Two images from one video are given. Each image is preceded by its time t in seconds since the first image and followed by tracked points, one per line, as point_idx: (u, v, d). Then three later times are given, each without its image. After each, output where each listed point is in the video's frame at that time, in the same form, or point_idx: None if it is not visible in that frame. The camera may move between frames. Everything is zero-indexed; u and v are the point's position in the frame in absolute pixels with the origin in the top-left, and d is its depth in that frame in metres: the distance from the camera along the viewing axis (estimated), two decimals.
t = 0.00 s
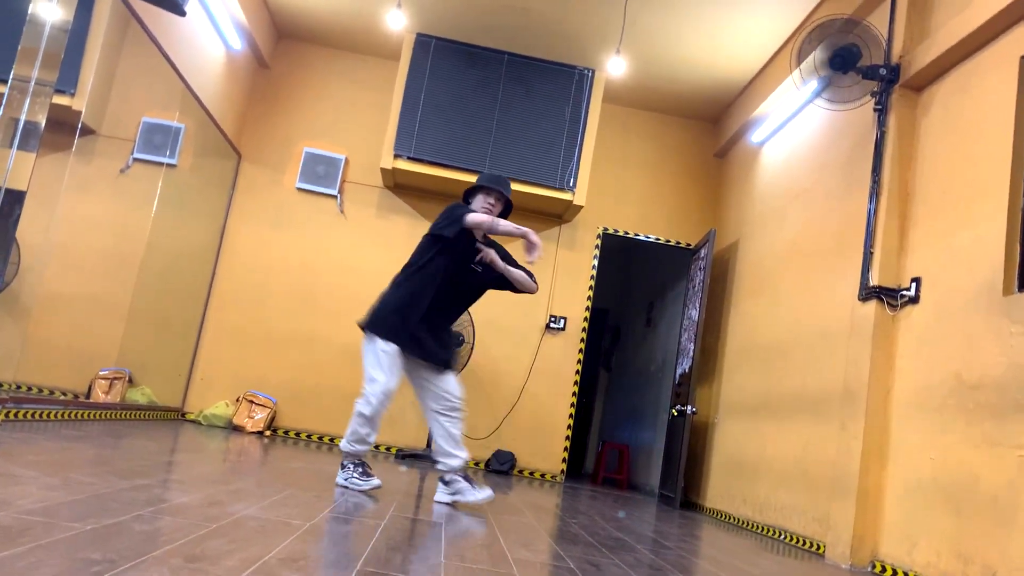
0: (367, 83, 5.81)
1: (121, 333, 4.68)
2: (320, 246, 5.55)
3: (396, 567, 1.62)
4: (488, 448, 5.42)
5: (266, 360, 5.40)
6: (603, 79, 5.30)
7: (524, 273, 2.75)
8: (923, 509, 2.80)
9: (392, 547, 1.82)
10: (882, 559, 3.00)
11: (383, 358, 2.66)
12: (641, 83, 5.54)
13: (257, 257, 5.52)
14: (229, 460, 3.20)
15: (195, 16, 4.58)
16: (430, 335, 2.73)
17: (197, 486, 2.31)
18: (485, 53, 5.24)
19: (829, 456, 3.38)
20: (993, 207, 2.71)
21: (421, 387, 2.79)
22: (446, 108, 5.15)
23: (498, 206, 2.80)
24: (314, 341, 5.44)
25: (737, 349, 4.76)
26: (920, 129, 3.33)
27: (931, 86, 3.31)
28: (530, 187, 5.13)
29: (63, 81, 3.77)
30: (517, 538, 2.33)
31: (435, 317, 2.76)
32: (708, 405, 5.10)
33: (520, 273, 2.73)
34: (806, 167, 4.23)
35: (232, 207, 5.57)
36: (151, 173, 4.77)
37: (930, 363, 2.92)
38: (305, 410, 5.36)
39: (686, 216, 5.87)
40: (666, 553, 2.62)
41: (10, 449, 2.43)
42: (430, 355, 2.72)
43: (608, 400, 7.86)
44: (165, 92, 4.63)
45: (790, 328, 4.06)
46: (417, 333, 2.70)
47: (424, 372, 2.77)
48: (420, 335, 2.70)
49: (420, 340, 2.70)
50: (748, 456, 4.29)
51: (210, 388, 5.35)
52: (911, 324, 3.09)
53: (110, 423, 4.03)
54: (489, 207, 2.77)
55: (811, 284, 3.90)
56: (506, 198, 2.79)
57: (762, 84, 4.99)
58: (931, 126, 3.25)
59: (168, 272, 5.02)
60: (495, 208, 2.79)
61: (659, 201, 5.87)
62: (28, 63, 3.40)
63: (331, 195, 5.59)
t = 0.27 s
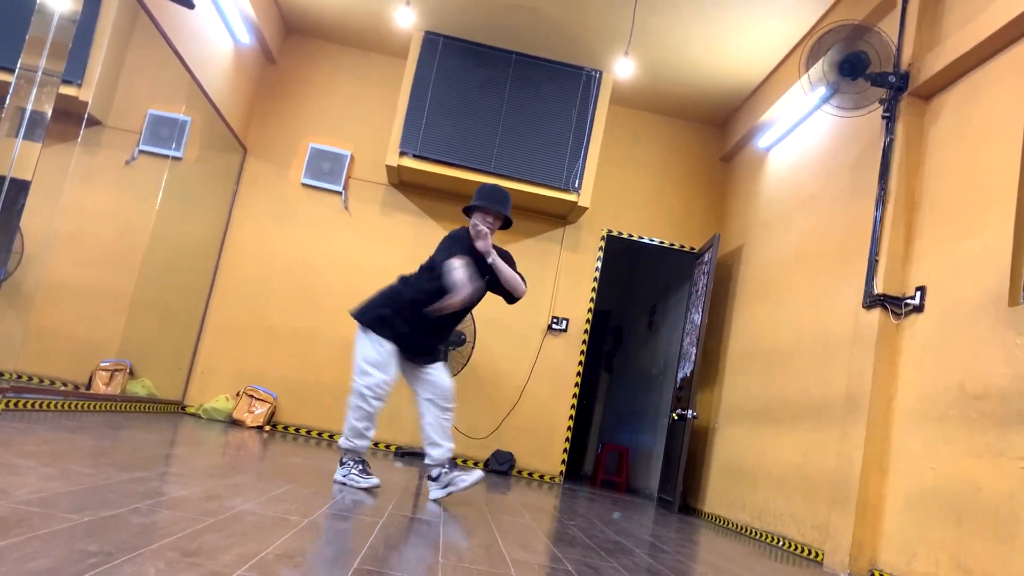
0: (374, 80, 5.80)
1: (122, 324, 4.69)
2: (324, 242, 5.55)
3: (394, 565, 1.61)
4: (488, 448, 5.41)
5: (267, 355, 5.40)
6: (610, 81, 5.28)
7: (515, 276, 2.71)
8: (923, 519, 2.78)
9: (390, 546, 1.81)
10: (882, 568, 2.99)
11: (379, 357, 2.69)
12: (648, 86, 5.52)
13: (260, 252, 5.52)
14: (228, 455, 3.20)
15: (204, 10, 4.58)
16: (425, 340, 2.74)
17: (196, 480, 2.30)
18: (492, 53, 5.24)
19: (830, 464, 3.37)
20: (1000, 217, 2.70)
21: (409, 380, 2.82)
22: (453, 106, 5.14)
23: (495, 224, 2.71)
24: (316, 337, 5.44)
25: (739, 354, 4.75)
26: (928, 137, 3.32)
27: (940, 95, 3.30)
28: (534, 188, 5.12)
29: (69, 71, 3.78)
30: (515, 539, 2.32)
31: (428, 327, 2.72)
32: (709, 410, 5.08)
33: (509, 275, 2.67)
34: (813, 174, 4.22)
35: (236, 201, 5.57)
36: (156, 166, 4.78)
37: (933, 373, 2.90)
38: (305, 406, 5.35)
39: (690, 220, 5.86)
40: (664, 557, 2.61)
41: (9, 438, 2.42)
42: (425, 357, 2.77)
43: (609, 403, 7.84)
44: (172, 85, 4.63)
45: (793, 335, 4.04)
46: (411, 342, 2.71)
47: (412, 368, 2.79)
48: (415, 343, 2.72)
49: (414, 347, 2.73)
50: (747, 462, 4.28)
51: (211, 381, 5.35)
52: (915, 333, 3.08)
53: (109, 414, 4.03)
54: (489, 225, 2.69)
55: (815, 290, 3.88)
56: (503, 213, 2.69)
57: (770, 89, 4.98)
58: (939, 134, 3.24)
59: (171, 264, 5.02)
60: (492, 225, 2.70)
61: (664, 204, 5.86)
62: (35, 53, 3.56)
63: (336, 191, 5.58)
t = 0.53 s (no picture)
0: (382, 78, 5.80)
1: (125, 316, 4.69)
2: (328, 238, 5.55)
3: (393, 562, 1.61)
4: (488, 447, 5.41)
5: (269, 350, 5.40)
6: (618, 82, 5.27)
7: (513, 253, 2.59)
8: (924, 527, 2.77)
9: (389, 543, 1.81)
10: None
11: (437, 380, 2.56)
12: (656, 87, 5.51)
13: (264, 246, 5.52)
14: (229, 449, 3.19)
15: (212, 3, 4.58)
16: (474, 348, 2.64)
17: (196, 474, 2.30)
18: (501, 52, 5.23)
19: (831, 470, 3.36)
20: (1008, 225, 2.68)
21: (473, 397, 2.75)
22: (460, 104, 5.14)
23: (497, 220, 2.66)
24: (318, 332, 5.44)
25: (742, 358, 4.73)
26: (936, 145, 3.31)
27: (949, 102, 3.28)
28: (540, 187, 5.11)
29: (78, 63, 3.78)
30: (516, 540, 2.31)
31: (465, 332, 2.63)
32: (710, 414, 5.07)
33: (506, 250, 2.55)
34: (820, 179, 4.20)
35: (241, 195, 5.58)
36: (162, 158, 4.78)
37: (937, 380, 2.89)
38: (307, 402, 5.35)
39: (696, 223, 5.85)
40: (663, 560, 2.61)
41: (12, 429, 2.43)
42: (481, 367, 2.65)
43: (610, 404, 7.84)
44: (180, 78, 4.64)
45: (796, 340, 4.03)
46: (460, 350, 2.61)
47: (478, 384, 2.69)
48: (465, 352, 2.61)
49: (466, 357, 2.62)
50: (748, 466, 4.27)
51: (213, 375, 5.35)
52: (919, 340, 3.07)
53: (111, 406, 4.04)
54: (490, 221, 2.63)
55: (819, 296, 3.87)
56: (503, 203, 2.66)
57: (778, 93, 4.96)
58: (948, 141, 3.22)
59: (175, 257, 5.03)
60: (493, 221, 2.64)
61: (670, 207, 5.85)
62: (44, 43, 3.63)
63: (341, 187, 5.58)
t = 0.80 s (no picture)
0: (391, 76, 5.81)
1: (130, 309, 4.71)
2: (334, 235, 5.55)
3: (393, 561, 1.60)
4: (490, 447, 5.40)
5: (274, 345, 5.41)
6: (628, 84, 5.26)
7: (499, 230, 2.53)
8: (926, 537, 2.75)
9: (389, 542, 1.80)
10: None
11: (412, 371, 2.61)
12: (665, 91, 5.51)
13: (270, 242, 5.53)
14: (232, 444, 3.20)
15: None
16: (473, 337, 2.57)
17: (198, 469, 2.30)
18: (511, 53, 5.23)
19: (834, 478, 3.34)
20: (1017, 235, 2.66)
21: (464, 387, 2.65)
22: (469, 104, 5.14)
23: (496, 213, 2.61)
24: (323, 329, 5.45)
25: (747, 363, 4.72)
26: (946, 153, 3.29)
27: (960, 110, 3.26)
28: (546, 188, 5.10)
29: (89, 56, 3.80)
30: (516, 541, 2.31)
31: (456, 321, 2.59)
32: (714, 418, 5.06)
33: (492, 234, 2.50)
34: (828, 185, 4.19)
35: (249, 191, 5.59)
36: (170, 153, 4.80)
37: (943, 390, 2.87)
38: (310, 398, 5.36)
39: (703, 227, 5.83)
40: (664, 564, 2.60)
41: (16, 419, 2.43)
42: (478, 352, 2.56)
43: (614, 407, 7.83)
44: (190, 73, 4.65)
45: (801, 346, 4.02)
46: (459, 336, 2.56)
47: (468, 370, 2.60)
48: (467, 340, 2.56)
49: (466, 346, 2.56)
50: (751, 472, 4.25)
51: (217, 370, 5.36)
52: (926, 348, 3.05)
53: (115, 399, 4.05)
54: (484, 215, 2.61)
55: (826, 302, 3.85)
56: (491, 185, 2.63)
57: (788, 98, 4.95)
58: (959, 149, 3.20)
59: (181, 251, 5.04)
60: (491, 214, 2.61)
61: (677, 210, 5.83)
62: (54, 36, 3.64)
63: (348, 185, 5.59)
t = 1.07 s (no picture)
0: (401, 76, 5.81)
1: (136, 304, 4.72)
2: (340, 234, 5.56)
3: (395, 560, 1.61)
4: (493, 448, 5.39)
5: (279, 343, 5.42)
6: (636, 87, 5.26)
7: (468, 271, 2.73)
8: (930, 546, 2.74)
9: (391, 542, 1.80)
10: None
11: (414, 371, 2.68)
12: (674, 94, 5.50)
13: (277, 240, 5.54)
14: (236, 441, 3.20)
15: None
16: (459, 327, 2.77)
17: (202, 465, 2.30)
18: (520, 54, 5.24)
19: (838, 485, 3.33)
20: None
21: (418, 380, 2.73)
22: (477, 105, 5.14)
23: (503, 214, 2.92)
24: (328, 327, 5.46)
25: (752, 368, 4.71)
26: (955, 160, 3.27)
27: (970, 118, 3.25)
28: (553, 190, 5.10)
29: (99, 52, 3.81)
30: (518, 543, 2.30)
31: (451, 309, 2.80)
32: (718, 423, 5.05)
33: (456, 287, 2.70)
34: (836, 192, 4.18)
35: (256, 188, 5.60)
36: (178, 149, 4.81)
37: (948, 399, 2.86)
38: (314, 396, 5.36)
39: (710, 231, 5.82)
40: (665, 568, 2.59)
41: (21, 413, 2.45)
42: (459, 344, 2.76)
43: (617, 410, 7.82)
44: (199, 70, 4.67)
45: (807, 352, 4.01)
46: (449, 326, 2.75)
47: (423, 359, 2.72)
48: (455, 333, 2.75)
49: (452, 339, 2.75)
50: (754, 477, 4.24)
51: (222, 366, 5.37)
52: (932, 357, 3.04)
53: (120, 394, 4.06)
54: (493, 216, 2.91)
55: (832, 309, 3.84)
56: (495, 199, 2.86)
57: (797, 103, 4.93)
58: (968, 157, 3.19)
59: (188, 248, 5.06)
60: (498, 215, 2.91)
61: (684, 214, 5.82)
62: (65, 31, 3.68)
63: (355, 184, 5.60)
